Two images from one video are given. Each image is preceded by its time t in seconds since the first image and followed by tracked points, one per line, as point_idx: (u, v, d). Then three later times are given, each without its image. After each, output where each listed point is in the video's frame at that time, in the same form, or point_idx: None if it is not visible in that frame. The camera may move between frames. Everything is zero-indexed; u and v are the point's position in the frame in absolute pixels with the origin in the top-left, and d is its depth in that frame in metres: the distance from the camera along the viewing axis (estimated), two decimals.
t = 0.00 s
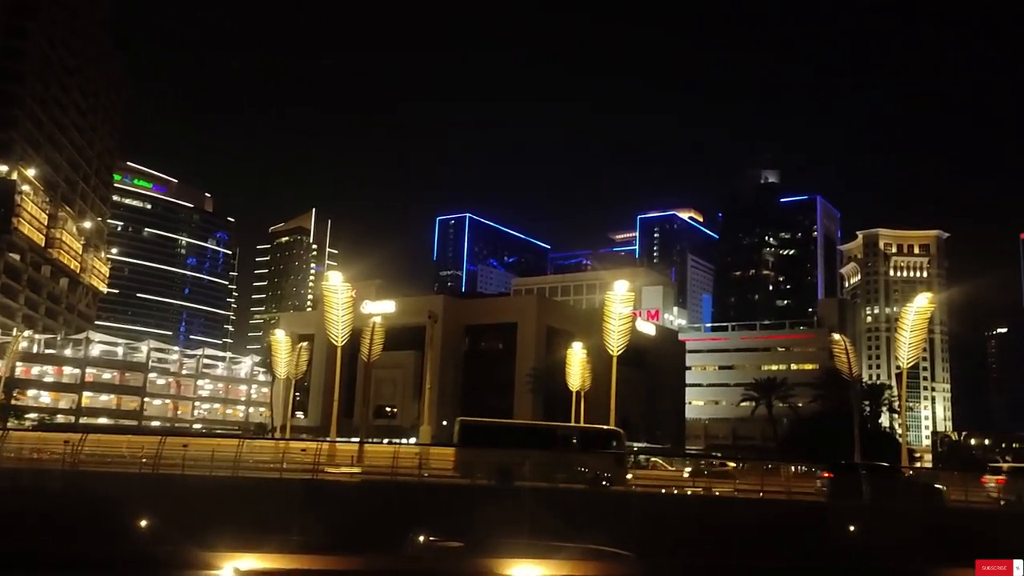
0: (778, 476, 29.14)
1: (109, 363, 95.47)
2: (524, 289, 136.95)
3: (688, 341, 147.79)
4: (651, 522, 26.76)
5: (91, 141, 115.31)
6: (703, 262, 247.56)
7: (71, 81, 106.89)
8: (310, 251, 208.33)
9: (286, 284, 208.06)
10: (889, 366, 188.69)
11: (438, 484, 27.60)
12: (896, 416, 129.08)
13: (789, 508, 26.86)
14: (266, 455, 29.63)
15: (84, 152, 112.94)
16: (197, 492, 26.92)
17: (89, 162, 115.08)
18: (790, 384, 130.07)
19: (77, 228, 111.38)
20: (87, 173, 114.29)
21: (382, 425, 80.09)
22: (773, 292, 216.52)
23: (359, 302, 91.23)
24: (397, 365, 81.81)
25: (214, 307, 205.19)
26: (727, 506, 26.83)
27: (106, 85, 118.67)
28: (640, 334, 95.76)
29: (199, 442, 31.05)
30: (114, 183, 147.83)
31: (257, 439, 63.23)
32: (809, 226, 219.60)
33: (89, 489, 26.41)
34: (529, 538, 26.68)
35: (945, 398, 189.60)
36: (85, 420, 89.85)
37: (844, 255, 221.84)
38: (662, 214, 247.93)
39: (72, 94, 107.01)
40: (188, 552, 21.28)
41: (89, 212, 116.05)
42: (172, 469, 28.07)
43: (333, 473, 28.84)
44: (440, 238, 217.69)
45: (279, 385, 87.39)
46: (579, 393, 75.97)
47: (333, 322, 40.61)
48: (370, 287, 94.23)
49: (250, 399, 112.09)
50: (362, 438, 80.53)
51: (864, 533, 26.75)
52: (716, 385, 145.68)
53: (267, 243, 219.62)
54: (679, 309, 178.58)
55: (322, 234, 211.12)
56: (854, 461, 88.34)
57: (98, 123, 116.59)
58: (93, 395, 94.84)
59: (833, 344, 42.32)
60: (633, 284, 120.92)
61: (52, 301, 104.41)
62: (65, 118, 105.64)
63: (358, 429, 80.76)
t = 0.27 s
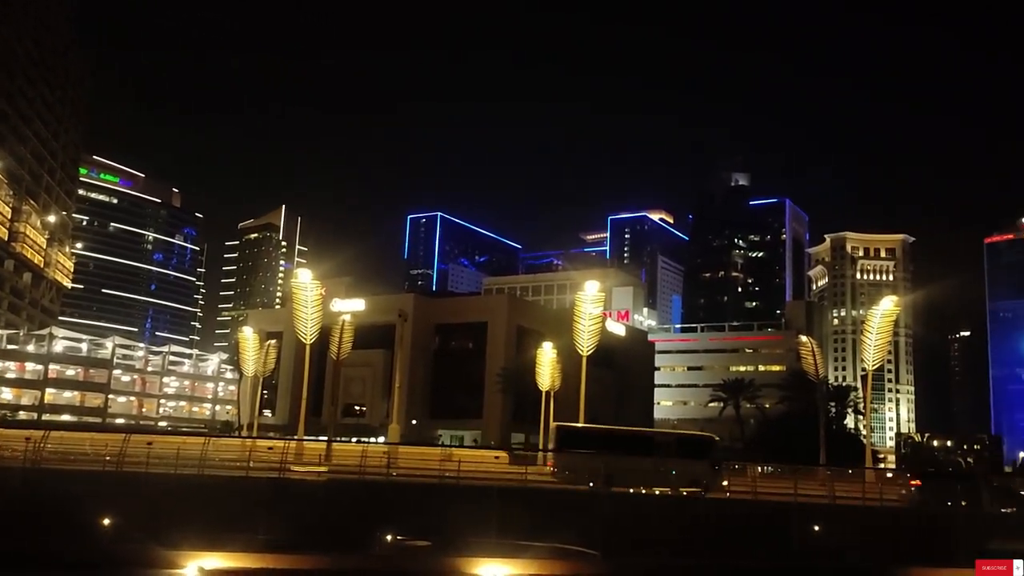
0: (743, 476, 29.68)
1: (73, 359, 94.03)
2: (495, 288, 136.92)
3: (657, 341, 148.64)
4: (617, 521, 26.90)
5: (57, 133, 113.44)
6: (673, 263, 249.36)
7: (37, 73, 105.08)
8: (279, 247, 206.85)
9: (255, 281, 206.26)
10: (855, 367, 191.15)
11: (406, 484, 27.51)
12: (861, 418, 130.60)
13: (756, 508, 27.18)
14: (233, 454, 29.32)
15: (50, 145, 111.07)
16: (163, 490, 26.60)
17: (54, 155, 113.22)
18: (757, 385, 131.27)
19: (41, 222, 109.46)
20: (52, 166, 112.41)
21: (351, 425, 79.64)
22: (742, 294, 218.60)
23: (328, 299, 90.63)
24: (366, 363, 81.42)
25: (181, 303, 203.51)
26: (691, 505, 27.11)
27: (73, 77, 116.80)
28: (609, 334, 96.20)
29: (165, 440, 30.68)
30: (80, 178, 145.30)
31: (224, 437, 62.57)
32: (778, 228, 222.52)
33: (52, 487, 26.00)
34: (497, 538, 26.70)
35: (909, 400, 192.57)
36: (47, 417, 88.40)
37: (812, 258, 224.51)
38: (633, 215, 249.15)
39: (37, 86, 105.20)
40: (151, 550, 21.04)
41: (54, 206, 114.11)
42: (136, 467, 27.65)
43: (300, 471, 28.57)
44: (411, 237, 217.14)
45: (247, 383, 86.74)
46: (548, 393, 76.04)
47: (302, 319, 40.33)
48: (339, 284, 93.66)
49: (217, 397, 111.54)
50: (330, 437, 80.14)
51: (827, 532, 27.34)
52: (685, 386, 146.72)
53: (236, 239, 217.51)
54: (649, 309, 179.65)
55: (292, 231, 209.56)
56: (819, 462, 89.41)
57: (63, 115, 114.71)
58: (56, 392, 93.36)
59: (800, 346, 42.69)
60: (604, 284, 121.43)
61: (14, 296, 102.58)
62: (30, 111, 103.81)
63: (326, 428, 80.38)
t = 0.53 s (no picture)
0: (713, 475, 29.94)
1: (36, 354, 92.37)
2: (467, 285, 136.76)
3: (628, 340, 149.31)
4: (586, 520, 26.88)
5: (21, 124, 111.35)
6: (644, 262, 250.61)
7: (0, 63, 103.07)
8: (249, 243, 205.18)
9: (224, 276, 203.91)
10: (822, 367, 193.41)
11: (373, 481, 27.35)
12: (827, 417, 132.08)
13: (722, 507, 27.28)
14: (199, 451, 28.98)
15: (13, 136, 109.00)
16: (127, 487, 26.21)
17: (18, 146, 111.14)
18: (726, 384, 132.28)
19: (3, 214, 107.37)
20: (16, 157, 110.37)
21: (319, 423, 79.08)
22: (712, 293, 220.28)
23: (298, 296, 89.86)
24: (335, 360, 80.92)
25: (146, 298, 201.92)
26: (660, 505, 27.21)
27: (38, 67, 114.72)
28: (580, 332, 96.36)
29: (129, 437, 30.19)
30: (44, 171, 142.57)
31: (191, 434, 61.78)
32: (748, 229, 223.92)
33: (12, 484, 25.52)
34: (463, 536, 26.64)
35: (874, 400, 195.18)
36: (9, 412, 86.78)
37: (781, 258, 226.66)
38: (605, 214, 249.96)
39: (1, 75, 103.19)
40: (114, 548, 20.78)
41: (18, 198, 112.03)
42: (100, 464, 27.44)
43: (267, 469, 28.27)
44: (383, 233, 216.13)
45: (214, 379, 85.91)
46: (519, 391, 75.98)
47: (271, 315, 39.95)
48: (309, 281, 92.84)
49: (183, 393, 110.20)
50: (298, 435, 79.54)
51: (795, 531, 27.35)
52: (654, 384, 147.58)
53: (204, 234, 215.11)
54: (620, 308, 180.51)
55: (261, 227, 207.68)
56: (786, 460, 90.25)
57: (28, 107, 112.63)
58: (18, 387, 91.72)
59: (768, 346, 43.01)
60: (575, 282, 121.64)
61: None
62: None
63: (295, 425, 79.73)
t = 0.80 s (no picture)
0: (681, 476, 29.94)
1: None
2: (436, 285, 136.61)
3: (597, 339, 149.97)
4: (553, 520, 26.83)
5: None
6: (614, 262, 251.74)
7: None
8: (217, 240, 201.61)
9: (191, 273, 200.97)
10: (788, 368, 195.78)
11: (341, 481, 27.17)
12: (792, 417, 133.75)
13: (690, 506, 27.42)
14: (163, 449, 28.59)
15: None
16: (89, 486, 25.81)
17: None
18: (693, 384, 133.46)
19: None
20: None
21: (287, 422, 78.49)
22: (681, 294, 221.97)
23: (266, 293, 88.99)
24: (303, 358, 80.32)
25: (110, 293, 200.54)
26: (627, 505, 27.32)
27: None
28: (550, 332, 96.61)
29: (91, 436, 29.69)
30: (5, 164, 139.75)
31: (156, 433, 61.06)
32: (717, 230, 226.88)
33: None
34: (432, 535, 26.50)
35: (839, 400, 198.01)
36: None
37: (748, 260, 229.13)
38: (575, 215, 250.93)
39: None
40: (77, 548, 20.56)
41: None
42: (61, 462, 26.88)
43: (232, 468, 27.94)
44: (352, 231, 214.95)
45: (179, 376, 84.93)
46: (488, 391, 75.97)
47: (237, 313, 39.50)
48: (277, 279, 91.97)
49: (148, 390, 108.74)
50: (265, 433, 78.89)
51: (762, 531, 27.21)
52: (623, 384, 148.38)
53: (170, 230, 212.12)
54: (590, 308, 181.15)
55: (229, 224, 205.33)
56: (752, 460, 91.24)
57: None
58: None
59: (736, 346, 43.38)
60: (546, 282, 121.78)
61: None
62: None
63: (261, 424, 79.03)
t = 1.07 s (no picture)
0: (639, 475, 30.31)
1: None
2: (398, 284, 135.93)
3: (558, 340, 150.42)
4: (511, 519, 26.96)
5: None
6: (576, 263, 252.85)
7: None
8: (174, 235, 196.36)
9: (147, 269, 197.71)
10: (746, 370, 198.24)
11: (298, 480, 26.93)
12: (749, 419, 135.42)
13: (647, 507, 27.75)
14: (117, 448, 28.06)
15: None
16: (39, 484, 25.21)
17: None
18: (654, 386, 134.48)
19: None
20: None
21: (243, 421, 77.48)
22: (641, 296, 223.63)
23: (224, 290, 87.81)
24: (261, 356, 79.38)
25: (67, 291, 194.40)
26: (584, 506, 27.51)
27: None
28: (511, 332, 96.72)
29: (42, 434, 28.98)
30: None
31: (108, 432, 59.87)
32: (677, 233, 229.12)
33: None
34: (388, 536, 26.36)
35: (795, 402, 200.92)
36: None
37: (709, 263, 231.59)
38: (538, 216, 251.52)
39: None
40: (23, 548, 20.10)
41: None
42: (10, 460, 26.22)
43: (187, 466, 27.53)
44: (313, 229, 213.16)
45: (133, 374, 83.41)
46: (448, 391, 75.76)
47: (195, 310, 38.94)
48: (235, 276, 90.80)
49: (101, 388, 106.74)
50: (221, 432, 77.84)
51: (718, 530, 27.88)
52: (583, 385, 149.03)
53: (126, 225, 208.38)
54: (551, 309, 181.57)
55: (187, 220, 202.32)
56: (710, 460, 92.07)
57: None
58: None
59: (695, 348, 43.88)
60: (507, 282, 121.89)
61: None
62: None
63: (217, 423, 77.92)
